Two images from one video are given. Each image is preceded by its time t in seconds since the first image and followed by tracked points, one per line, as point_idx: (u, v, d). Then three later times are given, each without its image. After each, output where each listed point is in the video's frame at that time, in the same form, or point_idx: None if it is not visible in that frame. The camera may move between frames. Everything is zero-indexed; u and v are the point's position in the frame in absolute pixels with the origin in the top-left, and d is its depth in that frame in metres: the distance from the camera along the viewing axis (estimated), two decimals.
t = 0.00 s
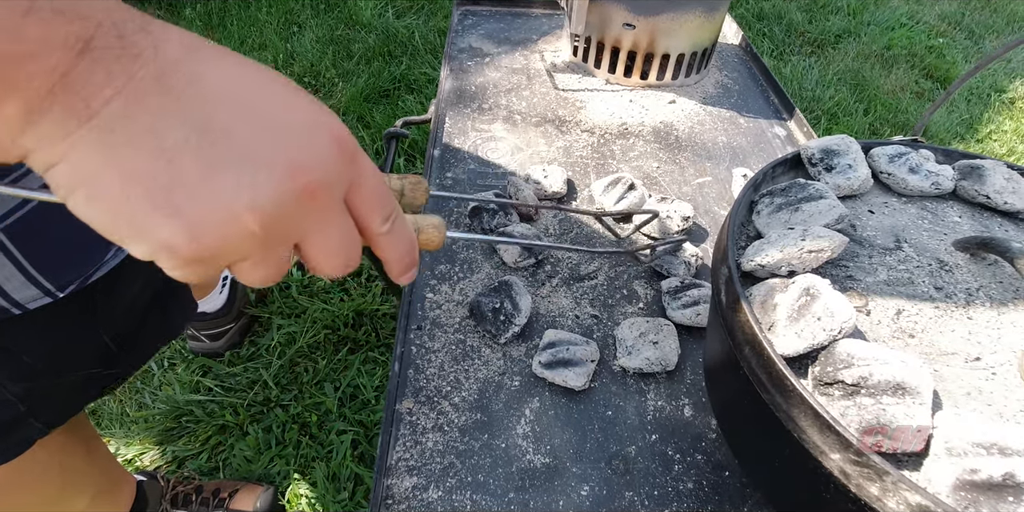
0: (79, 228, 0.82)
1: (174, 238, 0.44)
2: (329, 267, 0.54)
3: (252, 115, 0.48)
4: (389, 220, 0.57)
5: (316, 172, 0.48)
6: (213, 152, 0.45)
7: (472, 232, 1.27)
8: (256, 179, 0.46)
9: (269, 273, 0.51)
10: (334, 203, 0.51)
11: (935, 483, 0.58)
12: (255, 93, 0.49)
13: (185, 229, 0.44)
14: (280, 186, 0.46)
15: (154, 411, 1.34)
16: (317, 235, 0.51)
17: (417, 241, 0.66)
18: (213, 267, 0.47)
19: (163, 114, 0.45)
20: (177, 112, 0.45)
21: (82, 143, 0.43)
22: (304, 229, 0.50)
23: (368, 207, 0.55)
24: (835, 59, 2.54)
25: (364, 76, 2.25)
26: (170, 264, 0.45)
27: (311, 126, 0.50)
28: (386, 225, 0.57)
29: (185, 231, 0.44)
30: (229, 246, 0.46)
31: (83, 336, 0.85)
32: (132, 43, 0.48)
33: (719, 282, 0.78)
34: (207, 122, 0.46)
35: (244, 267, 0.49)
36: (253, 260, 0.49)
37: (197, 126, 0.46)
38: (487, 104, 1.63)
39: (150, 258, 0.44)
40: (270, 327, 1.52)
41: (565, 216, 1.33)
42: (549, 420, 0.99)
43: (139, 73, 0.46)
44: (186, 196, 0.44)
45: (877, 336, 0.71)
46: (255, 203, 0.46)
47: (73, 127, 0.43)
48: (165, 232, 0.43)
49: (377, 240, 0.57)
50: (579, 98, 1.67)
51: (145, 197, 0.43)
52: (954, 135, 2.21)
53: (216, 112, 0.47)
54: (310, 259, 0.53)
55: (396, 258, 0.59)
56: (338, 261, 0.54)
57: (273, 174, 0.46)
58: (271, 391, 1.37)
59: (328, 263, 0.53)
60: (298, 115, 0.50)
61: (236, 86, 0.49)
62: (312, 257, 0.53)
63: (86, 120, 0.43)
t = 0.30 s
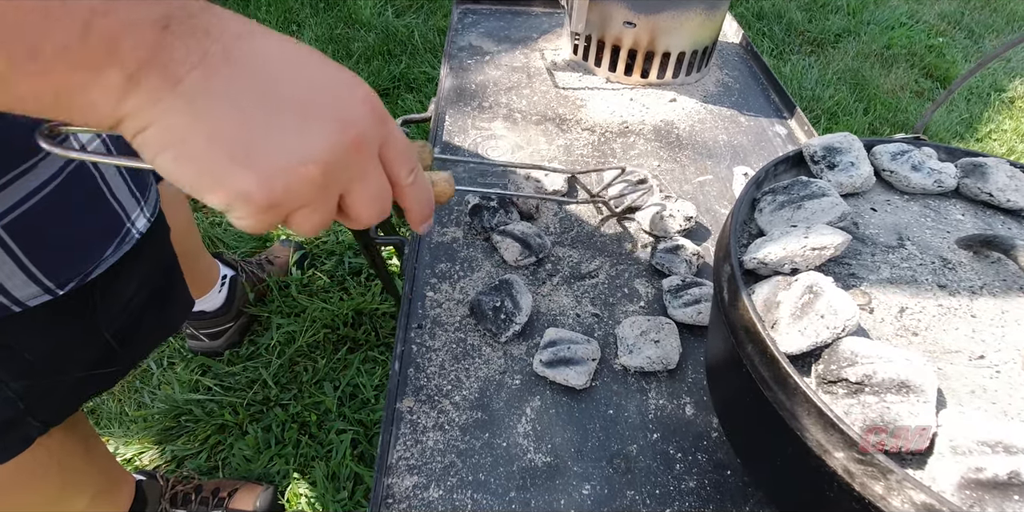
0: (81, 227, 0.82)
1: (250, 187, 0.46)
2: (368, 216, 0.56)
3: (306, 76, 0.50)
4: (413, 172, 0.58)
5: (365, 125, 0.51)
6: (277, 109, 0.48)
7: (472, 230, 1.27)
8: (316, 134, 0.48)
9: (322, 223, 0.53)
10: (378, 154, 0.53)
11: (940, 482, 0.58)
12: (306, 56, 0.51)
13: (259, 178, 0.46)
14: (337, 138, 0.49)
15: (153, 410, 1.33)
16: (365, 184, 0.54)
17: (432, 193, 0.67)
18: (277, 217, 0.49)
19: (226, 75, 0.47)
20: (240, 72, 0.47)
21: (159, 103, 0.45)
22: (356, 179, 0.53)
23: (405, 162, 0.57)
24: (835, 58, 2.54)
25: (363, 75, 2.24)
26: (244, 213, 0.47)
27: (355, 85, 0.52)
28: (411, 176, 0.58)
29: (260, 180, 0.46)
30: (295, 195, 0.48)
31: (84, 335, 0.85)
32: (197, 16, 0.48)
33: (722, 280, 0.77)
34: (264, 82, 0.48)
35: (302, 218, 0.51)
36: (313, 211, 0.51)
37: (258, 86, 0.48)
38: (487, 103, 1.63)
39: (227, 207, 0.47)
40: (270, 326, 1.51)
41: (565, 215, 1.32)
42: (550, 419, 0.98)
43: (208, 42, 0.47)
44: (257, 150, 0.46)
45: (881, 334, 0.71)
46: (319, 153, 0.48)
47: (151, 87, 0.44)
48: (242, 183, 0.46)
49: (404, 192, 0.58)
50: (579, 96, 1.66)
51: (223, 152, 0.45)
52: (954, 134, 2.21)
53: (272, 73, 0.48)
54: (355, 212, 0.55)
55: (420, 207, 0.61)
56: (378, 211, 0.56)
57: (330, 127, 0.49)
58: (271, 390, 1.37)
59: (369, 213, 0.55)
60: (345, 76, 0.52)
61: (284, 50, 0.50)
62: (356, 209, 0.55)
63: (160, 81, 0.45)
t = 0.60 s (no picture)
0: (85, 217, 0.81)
1: (132, 128, 0.46)
2: (279, 168, 0.57)
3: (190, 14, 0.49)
4: (329, 124, 0.61)
5: (262, 68, 0.52)
6: (159, 46, 0.47)
7: (471, 229, 1.27)
8: (205, 74, 0.48)
9: (220, 170, 0.53)
10: (279, 98, 0.54)
11: (939, 480, 0.58)
12: None
13: (140, 118, 0.46)
14: (231, 81, 0.50)
15: (152, 410, 1.33)
16: (264, 132, 0.54)
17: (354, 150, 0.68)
18: (167, 164, 0.49)
19: (96, 11, 0.46)
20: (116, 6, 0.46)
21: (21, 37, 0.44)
22: (253, 125, 0.53)
23: (308, 108, 0.58)
24: (835, 58, 2.54)
25: (362, 74, 2.24)
26: (124, 158, 0.47)
27: (248, 23, 0.52)
28: (326, 129, 0.60)
29: (143, 120, 0.46)
30: (185, 139, 0.48)
31: (86, 325, 0.85)
32: None
33: (721, 279, 0.77)
34: (147, 19, 0.47)
35: (197, 163, 0.51)
36: (205, 156, 0.51)
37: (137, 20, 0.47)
38: (486, 102, 1.63)
39: (107, 152, 0.46)
40: (269, 326, 1.51)
41: (565, 214, 1.32)
42: (549, 418, 0.98)
43: None
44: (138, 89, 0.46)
45: (880, 332, 0.71)
46: (211, 94, 0.48)
47: None
48: (123, 123, 0.45)
49: (321, 145, 0.61)
50: (579, 95, 1.66)
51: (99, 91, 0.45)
52: (953, 134, 2.21)
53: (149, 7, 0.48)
54: (258, 160, 0.56)
55: (340, 164, 0.63)
56: (286, 164, 0.57)
57: (223, 68, 0.49)
58: (270, 389, 1.37)
59: (276, 162, 0.57)
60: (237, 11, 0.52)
61: None
62: (260, 157, 0.56)
63: (23, 11, 0.44)
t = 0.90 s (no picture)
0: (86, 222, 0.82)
1: (221, 147, 0.47)
2: (335, 183, 0.58)
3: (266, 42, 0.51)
4: (378, 141, 0.62)
5: (330, 91, 0.53)
6: (241, 70, 0.49)
7: (471, 229, 1.27)
8: (283, 97, 0.50)
9: (288, 187, 0.54)
10: (341, 119, 0.55)
11: (938, 478, 0.58)
12: (267, 20, 0.52)
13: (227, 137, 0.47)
14: (305, 103, 0.51)
15: (152, 409, 1.33)
16: (328, 149, 0.56)
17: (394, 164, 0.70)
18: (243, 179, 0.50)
19: (192, 36, 0.47)
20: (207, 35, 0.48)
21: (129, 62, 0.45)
22: (320, 144, 0.54)
23: (361, 127, 0.60)
24: (834, 58, 2.54)
25: (363, 74, 2.24)
26: (213, 174, 0.48)
27: (316, 51, 0.54)
28: (375, 145, 0.61)
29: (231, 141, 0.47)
30: (264, 157, 0.49)
31: (87, 331, 0.85)
32: None
33: (721, 278, 0.78)
34: (231, 46, 0.49)
35: (269, 181, 0.52)
36: (279, 173, 0.52)
37: (223, 47, 0.48)
38: (487, 101, 1.63)
39: (195, 167, 0.47)
40: (269, 325, 1.51)
41: (565, 214, 1.32)
42: (549, 417, 0.98)
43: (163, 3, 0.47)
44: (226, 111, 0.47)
45: (879, 331, 0.71)
46: (288, 116, 0.50)
47: (114, 46, 0.45)
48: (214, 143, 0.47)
49: (370, 161, 0.62)
50: (579, 95, 1.66)
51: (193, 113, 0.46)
52: (953, 133, 2.21)
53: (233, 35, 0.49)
54: (319, 176, 0.57)
55: (386, 179, 0.64)
56: (343, 178, 0.58)
57: (296, 91, 0.51)
58: (270, 389, 1.37)
59: (333, 177, 0.57)
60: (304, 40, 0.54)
61: (242, 14, 0.51)
62: (320, 174, 0.57)
63: (140, 42, 0.46)
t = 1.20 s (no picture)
0: (86, 217, 0.82)
1: (123, 116, 0.44)
2: (271, 158, 0.56)
3: None
4: (325, 116, 0.60)
5: (252, 56, 0.50)
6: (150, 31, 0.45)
7: (472, 228, 1.27)
8: (194, 63, 0.47)
9: (209, 162, 0.52)
10: (269, 88, 0.53)
11: (938, 475, 0.58)
12: None
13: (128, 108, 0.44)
14: (221, 71, 0.48)
15: (152, 408, 1.33)
16: (255, 121, 0.53)
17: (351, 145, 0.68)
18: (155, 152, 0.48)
19: None
20: None
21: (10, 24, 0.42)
22: (245, 115, 0.52)
23: (298, 97, 0.57)
24: (835, 57, 2.55)
25: (363, 73, 2.24)
26: (112, 146, 0.45)
27: (241, 13, 0.51)
28: (322, 121, 0.60)
29: (130, 111, 0.44)
30: (171, 129, 0.47)
31: (87, 327, 0.85)
32: None
33: (721, 276, 0.78)
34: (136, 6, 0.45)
35: (186, 154, 0.50)
36: (197, 146, 0.50)
37: (127, 6, 0.45)
38: (487, 101, 1.63)
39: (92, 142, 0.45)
40: (269, 325, 1.51)
41: (565, 213, 1.32)
42: (549, 415, 0.98)
43: None
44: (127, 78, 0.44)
45: (879, 329, 0.71)
46: (202, 85, 0.47)
47: None
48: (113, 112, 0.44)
49: (313, 136, 0.60)
50: (579, 94, 1.67)
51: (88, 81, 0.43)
52: (953, 133, 2.21)
53: None
54: (250, 150, 0.55)
55: (332, 154, 0.63)
56: (281, 153, 0.56)
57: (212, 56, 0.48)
58: (270, 388, 1.37)
59: (267, 152, 0.55)
60: None
61: None
62: (252, 147, 0.55)
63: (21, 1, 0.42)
